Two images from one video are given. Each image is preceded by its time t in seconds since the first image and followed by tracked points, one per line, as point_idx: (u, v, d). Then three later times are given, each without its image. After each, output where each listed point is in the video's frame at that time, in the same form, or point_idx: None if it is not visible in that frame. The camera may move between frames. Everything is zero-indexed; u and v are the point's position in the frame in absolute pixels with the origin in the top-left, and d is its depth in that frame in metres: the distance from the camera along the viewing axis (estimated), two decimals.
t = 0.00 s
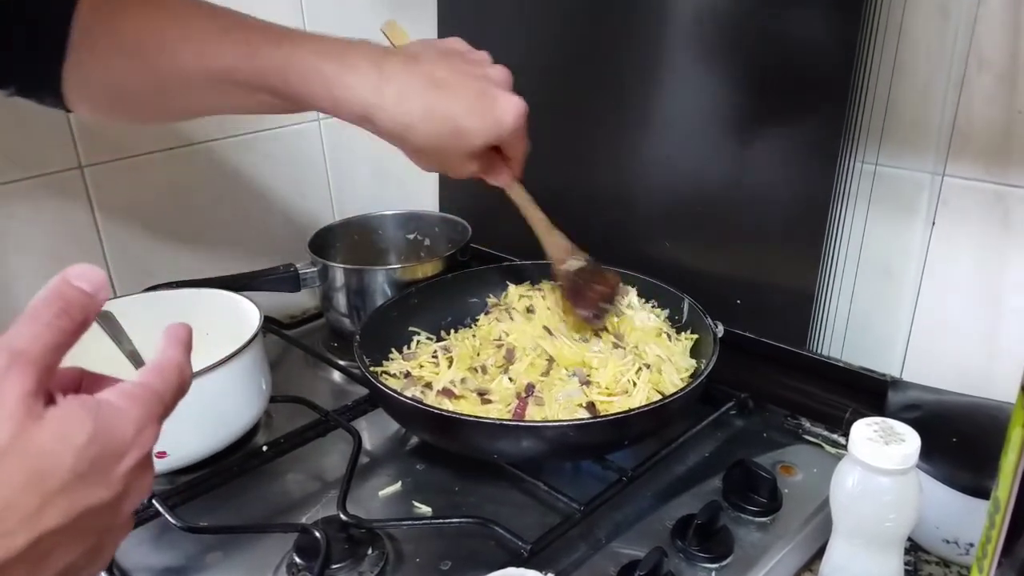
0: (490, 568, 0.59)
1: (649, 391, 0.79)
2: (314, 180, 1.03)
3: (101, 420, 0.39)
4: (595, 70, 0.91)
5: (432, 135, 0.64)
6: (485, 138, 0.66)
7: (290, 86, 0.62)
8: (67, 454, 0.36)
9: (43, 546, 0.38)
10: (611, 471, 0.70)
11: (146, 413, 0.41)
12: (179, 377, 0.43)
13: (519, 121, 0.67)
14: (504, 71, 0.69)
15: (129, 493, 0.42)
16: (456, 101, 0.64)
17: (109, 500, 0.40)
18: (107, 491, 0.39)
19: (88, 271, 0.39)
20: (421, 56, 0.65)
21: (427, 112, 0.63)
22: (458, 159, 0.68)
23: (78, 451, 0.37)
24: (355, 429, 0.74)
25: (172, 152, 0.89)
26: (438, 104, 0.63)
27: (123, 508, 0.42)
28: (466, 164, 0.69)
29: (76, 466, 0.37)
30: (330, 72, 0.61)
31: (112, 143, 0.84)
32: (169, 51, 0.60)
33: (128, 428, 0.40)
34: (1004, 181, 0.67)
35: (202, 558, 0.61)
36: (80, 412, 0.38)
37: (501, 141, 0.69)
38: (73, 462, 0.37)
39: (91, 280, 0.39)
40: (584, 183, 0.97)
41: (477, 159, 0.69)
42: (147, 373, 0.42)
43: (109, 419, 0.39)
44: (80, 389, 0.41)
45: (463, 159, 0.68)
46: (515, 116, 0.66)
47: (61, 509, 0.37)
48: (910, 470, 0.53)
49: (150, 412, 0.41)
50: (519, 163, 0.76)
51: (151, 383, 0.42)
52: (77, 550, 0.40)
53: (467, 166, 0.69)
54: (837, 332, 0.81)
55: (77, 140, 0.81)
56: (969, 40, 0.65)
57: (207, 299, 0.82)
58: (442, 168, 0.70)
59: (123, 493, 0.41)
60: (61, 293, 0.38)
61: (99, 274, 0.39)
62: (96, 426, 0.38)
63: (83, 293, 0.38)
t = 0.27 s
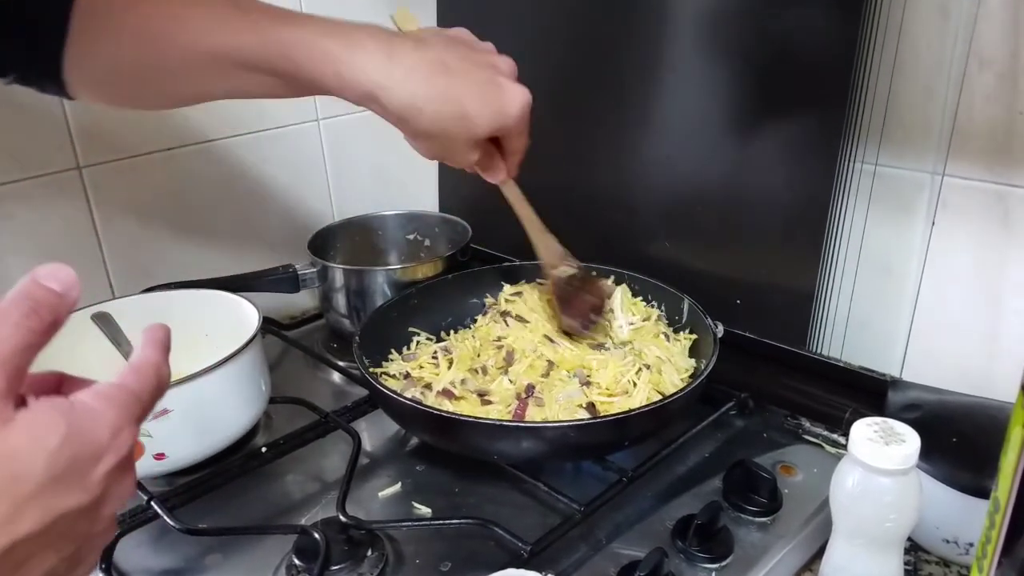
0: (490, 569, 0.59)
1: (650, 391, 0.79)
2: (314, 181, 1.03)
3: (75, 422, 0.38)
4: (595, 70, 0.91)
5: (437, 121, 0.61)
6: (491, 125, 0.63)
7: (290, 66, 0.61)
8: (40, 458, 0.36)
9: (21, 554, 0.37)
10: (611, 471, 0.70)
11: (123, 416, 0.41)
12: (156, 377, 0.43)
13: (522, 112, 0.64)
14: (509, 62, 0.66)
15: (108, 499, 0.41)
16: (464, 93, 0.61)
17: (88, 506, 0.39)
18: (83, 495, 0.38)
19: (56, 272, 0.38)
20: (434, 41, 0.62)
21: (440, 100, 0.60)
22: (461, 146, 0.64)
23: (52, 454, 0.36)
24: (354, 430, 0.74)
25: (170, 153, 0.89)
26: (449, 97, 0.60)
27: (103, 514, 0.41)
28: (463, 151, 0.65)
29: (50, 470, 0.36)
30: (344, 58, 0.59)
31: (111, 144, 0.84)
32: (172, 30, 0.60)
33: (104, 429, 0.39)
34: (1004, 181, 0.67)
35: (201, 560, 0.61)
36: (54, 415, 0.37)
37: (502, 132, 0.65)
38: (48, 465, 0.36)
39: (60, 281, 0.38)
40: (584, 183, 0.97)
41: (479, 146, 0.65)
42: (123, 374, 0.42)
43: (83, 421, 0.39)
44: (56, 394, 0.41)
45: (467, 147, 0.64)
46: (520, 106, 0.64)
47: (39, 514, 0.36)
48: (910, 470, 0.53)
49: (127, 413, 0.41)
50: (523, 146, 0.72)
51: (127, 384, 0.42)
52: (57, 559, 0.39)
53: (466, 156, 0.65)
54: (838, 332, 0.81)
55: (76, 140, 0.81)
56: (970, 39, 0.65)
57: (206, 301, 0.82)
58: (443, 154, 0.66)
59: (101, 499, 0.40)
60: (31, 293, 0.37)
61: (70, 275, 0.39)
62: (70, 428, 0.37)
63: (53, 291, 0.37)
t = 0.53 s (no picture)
0: (489, 568, 0.59)
1: (650, 389, 0.79)
2: (313, 180, 1.03)
3: (58, 408, 0.39)
4: (594, 68, 0.91)
5: (411, 136, 0.65)
6: (469, 139, 0.67)
7: (272, 76, 0.62)
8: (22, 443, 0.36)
9: (7, 540, 0.38)
10: (611, 470, 0.70)
11: (110, 402, 0.41)
12: (143, 362, 0.44)
13: (501, 127, 0.68)
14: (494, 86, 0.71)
15: (97, 486, 0.42)
16: (441, 114, 0.65)
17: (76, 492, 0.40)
18: (67, 480, 0.39)
19: (37, 259, 0.38)
20: (425, 76, 0.66)
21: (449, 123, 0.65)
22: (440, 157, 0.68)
23: (33, 439, 0.37)
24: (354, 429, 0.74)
25: (169, 153, 0.89)
26: (432, 114, 0.64)
27: (92, 500, 0.42)
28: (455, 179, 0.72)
29: (33, 456, 0.37)
30: (349, 83, 0.62)
31: (111, 144, 0.84)
32: (163, 28, 0.60)
33: (89, 416, 0.40)
34: (1004, 179, 0.67)
35: (200, 559, 0.61)
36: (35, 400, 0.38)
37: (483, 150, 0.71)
38: (31, 450, 0.37)
39: (41, 268, 0.38)
40: (584, 182, 0.97)
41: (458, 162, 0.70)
42: (110, 360, 0.43)
43: (67, 407, 0.39)
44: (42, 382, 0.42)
45: (451, 165, 0.69)
46: (494, 124, 0.68)
47: (25, 499, 0.37)
48: (910, 468, 0.53)
49: (113, 399, 0.42)
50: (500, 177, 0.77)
51: (114, 369, 0.42)
52: (47, 547, 0.40)
53: (445, 168, 0.69)
54: (837, 331, 0.81)
55: (75, 140, 0.81)
56: (970, 38, 0.65)
57: (205, 299, 0.82)
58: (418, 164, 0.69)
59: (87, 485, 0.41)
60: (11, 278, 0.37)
61: (49, 261, 0.38)
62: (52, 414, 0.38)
63: (32, 279, 0.37)
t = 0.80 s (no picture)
0: (490, 566, 0.59)
1: (650, 388, 0.79)
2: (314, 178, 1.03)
3: (57, 476, 0.37)
4: (594, 66, 0.91)
5: (199, 76, 0.59)
6: (257, 79, 0.61)
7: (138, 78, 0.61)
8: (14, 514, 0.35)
9: None
10: (611, 468, 0.70)
11: (112, 471, 0.40)
12: (153, 422, 0.43)
13: (295, 74, 0.63)
14: (294, 46, 0.64)
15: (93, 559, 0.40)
16: (226, 54, 0.60)
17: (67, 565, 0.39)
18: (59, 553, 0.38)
19: (54, 312, 0.38)
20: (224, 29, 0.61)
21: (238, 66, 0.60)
22: (232, 106, 0.62)
23: (26, 512, 0.36)
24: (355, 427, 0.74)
25: (169, 151, 0.89)
26: (214, 51, 0.59)
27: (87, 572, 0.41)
28: (260, 134, 0.65)
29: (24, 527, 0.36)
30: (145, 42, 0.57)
31: (112, 143, 0.84)
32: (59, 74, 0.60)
33: (90, 484, 0.39)
34: (1004, 178, 0.67)
35: (201, 557, 0.61)
36: (32, 468, 0.37)
37: (279, 102, 0.64)
38: (22, 523, 0.35)
39: (56, 321, 0.38)
40: (584, 181, 0.97)
41: (254, 111, 0.63)
42: (116, 421, 0.41)
43: (66, 474, 0.38)
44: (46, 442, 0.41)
45: (234, 117, 0.63)
46: (290, 71, 0.62)
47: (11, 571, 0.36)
48: (910, 467, 0.53)
49: (118, 466, 0.40)
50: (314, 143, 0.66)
51: (120, 433, 0.41)
52: None
53: (239, 118, 0.63)
54: (838, 329, 0.81)
55: (76, 139, 0.82)
56: (970, 36, 0.65)
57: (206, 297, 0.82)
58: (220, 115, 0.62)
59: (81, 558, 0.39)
60: (23, 337, 0.37)
61: (66, 315, 0.39)
62: (49, 482, 0.37)
63: (46, 333, 0.38)
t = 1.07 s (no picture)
0: (492, 566, 0.59)
1: (652, 389, 0.79)
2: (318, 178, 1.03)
3: (91, 412, 0.40)
4: (595, 66, 0.91)
5: (326, 172, 0.70)
6: (379, 164, 0.71)
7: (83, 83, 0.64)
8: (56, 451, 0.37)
9: (36, 544, 0.39)
10: (613, 469, 0.70)
11: (137, 404, 0.42)
12: (168, 371, 0.44)
13: (409, 150, 0.72)
14: (405, 117, 0.73)
15: (125, 485, 0.43)
16: (352, 146, 0.70)
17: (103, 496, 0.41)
18: (95, 485, 0.40)
19: (67, 270, 0.39)
20: (333, 118, 0.71)
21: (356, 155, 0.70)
22: (362, 187, 0.72)
23: (66, 446, 0.38)
24: (358, 427, 0.74)
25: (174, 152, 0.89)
26: (341, 148, 0.70)
27: (120, 500, 0.43)
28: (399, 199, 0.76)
29: (62, 465, 0.38)
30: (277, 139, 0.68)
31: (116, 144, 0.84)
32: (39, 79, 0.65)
33: (117, 422, 0.41)
34: (1006, 179, 0.67)
35: (204, 556, 0.61)
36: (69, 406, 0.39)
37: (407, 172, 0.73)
38: (63, 456, 0.38)
39: (70, 278, 0.39)
40: (586, 181, 0.97)
41: (385, 187, 0.74)
42: (135, 366, 0.43)
43: (100, 412, 0.40)
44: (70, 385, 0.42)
45: (367, 195, 0.73)
46: (403, 143, 0.72)
47: (54, 503, 0.38)
48: (912, 467, 0.53)
49: (139, 405, 0.42)
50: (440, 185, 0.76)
51: (138, 374, 0.42)
52: (75, 546, 0.42)
53: (371, 195, 0.74)
54: (840, 330, 0.81)
55: (80, 140, 0.82)
56: (972, 36, 0.65)
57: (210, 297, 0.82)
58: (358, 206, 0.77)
59: (115, 488, 0.42)
60: (42, 292, 0.38)
61: (79, 273, 0.39)
62: (85, 419, 0.39)
63: (62, 287, 0.38)
